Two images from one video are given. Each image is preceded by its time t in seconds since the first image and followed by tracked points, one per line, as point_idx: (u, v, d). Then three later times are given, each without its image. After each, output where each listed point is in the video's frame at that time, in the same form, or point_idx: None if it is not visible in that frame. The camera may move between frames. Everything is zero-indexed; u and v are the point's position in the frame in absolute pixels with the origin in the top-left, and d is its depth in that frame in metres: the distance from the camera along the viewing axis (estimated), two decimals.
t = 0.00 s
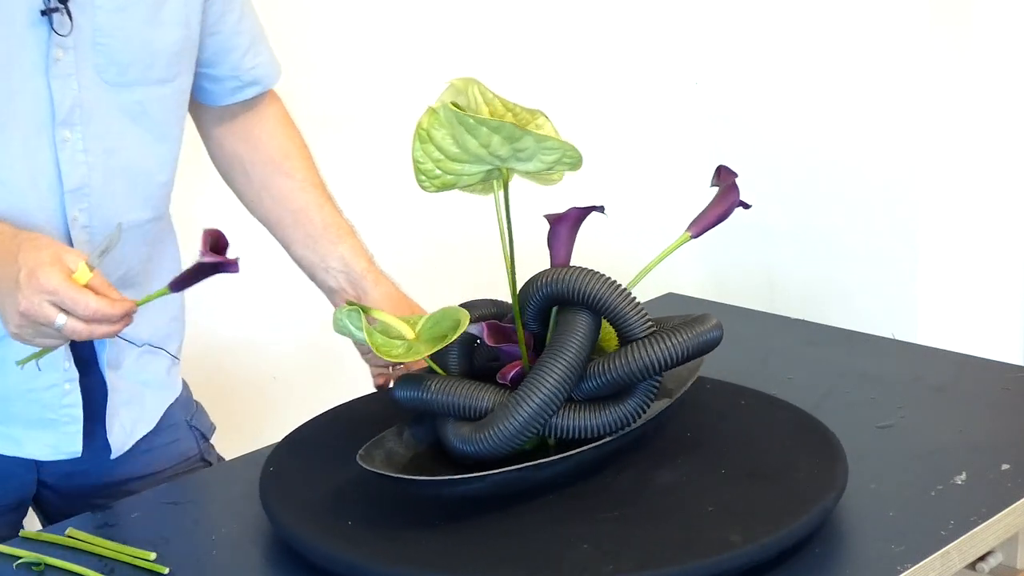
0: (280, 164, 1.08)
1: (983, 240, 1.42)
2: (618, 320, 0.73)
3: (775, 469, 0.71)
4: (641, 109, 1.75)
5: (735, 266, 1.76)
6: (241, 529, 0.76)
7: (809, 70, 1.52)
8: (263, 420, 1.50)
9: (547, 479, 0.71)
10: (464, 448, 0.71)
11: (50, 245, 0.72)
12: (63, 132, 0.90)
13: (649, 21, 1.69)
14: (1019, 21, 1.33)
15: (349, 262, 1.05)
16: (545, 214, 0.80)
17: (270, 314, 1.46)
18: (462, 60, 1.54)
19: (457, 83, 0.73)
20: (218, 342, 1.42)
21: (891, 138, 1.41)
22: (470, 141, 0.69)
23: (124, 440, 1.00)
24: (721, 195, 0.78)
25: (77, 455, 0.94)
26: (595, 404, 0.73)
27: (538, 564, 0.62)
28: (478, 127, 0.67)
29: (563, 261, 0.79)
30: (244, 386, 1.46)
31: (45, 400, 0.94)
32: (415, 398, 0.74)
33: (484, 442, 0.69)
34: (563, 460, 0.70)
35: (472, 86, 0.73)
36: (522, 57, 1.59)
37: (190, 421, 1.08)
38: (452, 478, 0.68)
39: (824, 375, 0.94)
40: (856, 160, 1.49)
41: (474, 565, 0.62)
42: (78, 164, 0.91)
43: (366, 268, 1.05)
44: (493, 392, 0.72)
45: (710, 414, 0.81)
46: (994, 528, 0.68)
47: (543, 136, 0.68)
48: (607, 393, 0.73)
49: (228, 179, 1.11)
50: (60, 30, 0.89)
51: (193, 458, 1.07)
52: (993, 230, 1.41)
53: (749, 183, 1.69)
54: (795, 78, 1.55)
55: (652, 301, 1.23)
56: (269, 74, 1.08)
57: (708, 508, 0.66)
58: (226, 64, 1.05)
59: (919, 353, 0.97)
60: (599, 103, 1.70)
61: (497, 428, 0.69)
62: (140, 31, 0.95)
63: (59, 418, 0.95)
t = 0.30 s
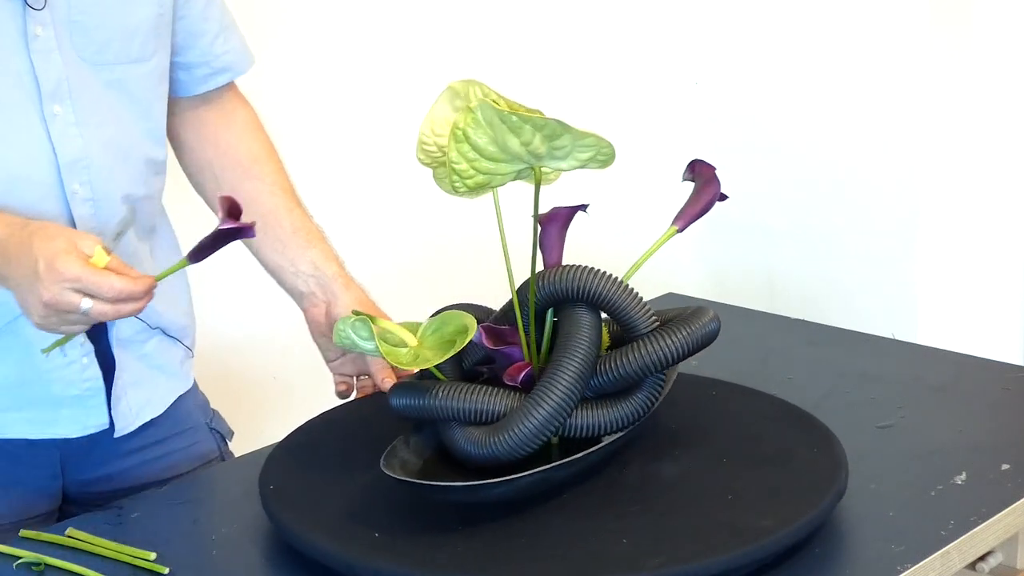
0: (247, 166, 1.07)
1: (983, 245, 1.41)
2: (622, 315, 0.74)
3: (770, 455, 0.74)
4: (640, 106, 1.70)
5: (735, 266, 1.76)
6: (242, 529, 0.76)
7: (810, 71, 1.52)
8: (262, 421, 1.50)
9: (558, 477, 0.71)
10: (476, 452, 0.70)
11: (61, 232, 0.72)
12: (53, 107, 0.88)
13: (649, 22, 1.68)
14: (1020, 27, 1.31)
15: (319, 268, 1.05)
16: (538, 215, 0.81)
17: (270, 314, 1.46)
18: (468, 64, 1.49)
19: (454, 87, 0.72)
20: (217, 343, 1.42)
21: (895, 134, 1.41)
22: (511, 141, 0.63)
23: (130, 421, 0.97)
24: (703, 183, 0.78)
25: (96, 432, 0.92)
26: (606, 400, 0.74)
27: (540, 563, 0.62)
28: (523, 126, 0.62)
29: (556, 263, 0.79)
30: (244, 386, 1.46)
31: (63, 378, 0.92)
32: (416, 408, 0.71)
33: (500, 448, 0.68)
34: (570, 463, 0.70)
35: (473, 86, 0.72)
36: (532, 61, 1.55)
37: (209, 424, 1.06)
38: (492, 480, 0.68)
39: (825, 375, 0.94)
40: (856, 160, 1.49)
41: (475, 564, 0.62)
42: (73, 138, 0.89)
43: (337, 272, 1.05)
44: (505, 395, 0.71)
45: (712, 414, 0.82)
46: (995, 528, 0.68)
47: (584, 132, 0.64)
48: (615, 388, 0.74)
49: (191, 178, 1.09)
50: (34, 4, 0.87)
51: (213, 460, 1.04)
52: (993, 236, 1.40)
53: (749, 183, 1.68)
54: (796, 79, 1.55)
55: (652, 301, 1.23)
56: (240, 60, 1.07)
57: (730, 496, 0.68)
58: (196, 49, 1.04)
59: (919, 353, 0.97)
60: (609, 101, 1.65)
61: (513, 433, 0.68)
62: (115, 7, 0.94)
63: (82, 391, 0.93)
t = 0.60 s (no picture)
0: (231, 157, 1.07)
1: (982, 241, 1.42)
2: (623, 314, 0.75)
3: (769, 448, 0.75)
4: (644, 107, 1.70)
5: (734, 266, 1.76)
6: (241, 530, 0.75)
7: (811, 71, 1.52)
8: (261, 420, 1.50)
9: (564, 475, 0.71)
10: (486, 454, 0.69)
11: (90, 225, 0.72)
12: (54, 105, 0.87)
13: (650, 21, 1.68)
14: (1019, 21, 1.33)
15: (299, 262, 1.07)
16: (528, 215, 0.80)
17: (269, 314, 1.45)
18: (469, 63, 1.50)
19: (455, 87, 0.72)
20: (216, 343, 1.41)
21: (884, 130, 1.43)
22: (534, 140, 0.63)
23: (138, 417, 0.97)
24: (688, 180, 0.78)
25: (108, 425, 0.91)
26: (609, 398, 0.74)
27: (540, 564, 0.62)
28: (548, 124, 0.62)
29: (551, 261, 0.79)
30: (243, 386, 1.46)
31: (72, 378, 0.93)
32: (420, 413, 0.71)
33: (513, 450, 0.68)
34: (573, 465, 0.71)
35: (475, 87, 0.71)
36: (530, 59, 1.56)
37: (216, 425, 1.05)
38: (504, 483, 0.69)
39: (825, 375, 0.94)
40: (856, 160, 1.49)
41: (476, 564, 0.62)
42: (75, 135, 0.89)
43: (312, 267, 1.07)
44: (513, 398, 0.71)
45: (712, 415, 0.82)
46: (995, 528, 0.68)
47: (605, 130, 0.64)
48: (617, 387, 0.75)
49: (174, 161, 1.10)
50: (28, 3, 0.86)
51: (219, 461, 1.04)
52: (991, 231, 1.41)
53: (749, 183, 1.68)
54: (796, 79, 1.55)
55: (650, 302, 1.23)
56: (237, 44, 1.08)
57: (738, 489, 0.69)
58: (194, 32, 1.03)
59: (918, 354, 0.97)
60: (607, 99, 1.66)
61: (526, 435, 0.68)
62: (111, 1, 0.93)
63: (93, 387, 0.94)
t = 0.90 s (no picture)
0: (228, 106, 1.05)
1: (982, 244, 1.42)
2: (622, 311, 0.75)
3: (767, 445, 0.75)
4: (648, 106, 1.67)
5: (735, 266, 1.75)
6: (241, 530, 0.75)
7: (813, 71, 1.51)
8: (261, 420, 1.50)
9: (570, 474, 0.72)
10: (491, 456, 0.69)
11: (22, 337, 0.69)
12: (87, 116, 0.86)
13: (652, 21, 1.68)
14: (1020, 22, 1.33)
15: (261, 215, 1.01)
16: (528, 214, 0.80)
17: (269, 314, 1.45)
18: (473, 63, 1.46)
19: (454, 88, 0.72)
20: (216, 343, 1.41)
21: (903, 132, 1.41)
22: (541, 140, 0.63)
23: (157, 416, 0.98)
24: (681, 180, 0.78)
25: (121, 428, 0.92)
26: (612, 398, 0.74)
27: (539, 564, 0.62)
28: (555, 123, 0.62)
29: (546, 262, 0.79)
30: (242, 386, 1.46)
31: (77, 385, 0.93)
32: (423, 415, 0.70)
33: (516, 450, 0.68)
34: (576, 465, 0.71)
35: (476, 88, 0.72)
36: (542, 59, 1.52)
37: (232, 421, 1.05)
38: (515, 483, 0.69)
39: (825, 375, 0.94)
40: (857, 160, 1.49)
41: (477, 565, 0.62)
42: (105, 146, 0.87)
43: (272, 218, 1.00)
44: (516, 398, 0.70)
45: (710, 414, 0.82)
46: (995, 528, 0.68)
47: (612, 129, 0.64)
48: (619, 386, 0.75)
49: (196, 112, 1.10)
50: (69, 12, 0.83)
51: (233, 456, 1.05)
52: (993, 233, 1.41)
53: (750, 183, 1.68)
54: (798, 79, 1.54)
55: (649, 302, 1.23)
56: (275, 29, 1.07)
57: (741, 485, 0.69)
58: (238, 17, 1.03)
59: (919, 354, 0.97)
60: (618, 98, 1.63)
61: (530, 435, 0.67)
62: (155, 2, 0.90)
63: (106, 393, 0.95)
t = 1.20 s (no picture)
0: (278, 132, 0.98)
1: (982, 242, 1.44)
2: (622, 311, 0.75)
3: (765, 444, 0.75)
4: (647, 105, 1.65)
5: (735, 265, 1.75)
6: (241, 530, 0.75)
7: (813, 71, 1.51)
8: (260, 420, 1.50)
9: (571, 474, 0.72)
10: (493, 456, 0.69)
11: (33, 302, 0.72)
12: (135, 133, 0.88)
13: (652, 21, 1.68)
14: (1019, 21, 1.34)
15: (226, 240, 0.87)
16: (528, 213, 0.80)
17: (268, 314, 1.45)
18: (473, 64, 1.46)
19: (455, 86, 0.71)
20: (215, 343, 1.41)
21: (904, 133, 1.41)
22: (541, 141, 0.63)
23: (201, 428, 0.97)
24: (679, 179, 0.78)
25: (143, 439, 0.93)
26: (612, 397, 0.74)
27: (538, 564, 0.62)
28: (555, 124, 0.62)
29: (545, 262, 0.79)
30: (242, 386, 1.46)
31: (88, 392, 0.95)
32: (424, 415, 0.70)
33: (517, 451, 0.68)
34: (576, 464, 0.71)
35: (476, 88, 0.71)
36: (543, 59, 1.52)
37: (274, 413, 1.04)
38: (518, 483, 0.69)
39: (825, 375, 0.94)
40: (857, 160, 1.48)
41: (478, 565, 0.62)
42: (152, 164, 0.89)
43: (240, 249, 0.86)
44: (518, 399, 0.71)
45: (710, 414, 0.82)
46: (994, 528, 0.68)
47: (612, 129, 0.64)
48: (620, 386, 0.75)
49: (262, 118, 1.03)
50: (127, 31, 0.86)
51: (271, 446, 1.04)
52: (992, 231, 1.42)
53: (750, 183, 1.68)
54: (799, 80, 1.54)
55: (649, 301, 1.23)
56: (349, 68, 0.99)
57: (741, 484, 0.69)
58: (303, 40, 0.96)
59: (919, 354, 0.97)
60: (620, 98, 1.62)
61: (531, 435, 0.67)
62: (229, 27, 0.90)
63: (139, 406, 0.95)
